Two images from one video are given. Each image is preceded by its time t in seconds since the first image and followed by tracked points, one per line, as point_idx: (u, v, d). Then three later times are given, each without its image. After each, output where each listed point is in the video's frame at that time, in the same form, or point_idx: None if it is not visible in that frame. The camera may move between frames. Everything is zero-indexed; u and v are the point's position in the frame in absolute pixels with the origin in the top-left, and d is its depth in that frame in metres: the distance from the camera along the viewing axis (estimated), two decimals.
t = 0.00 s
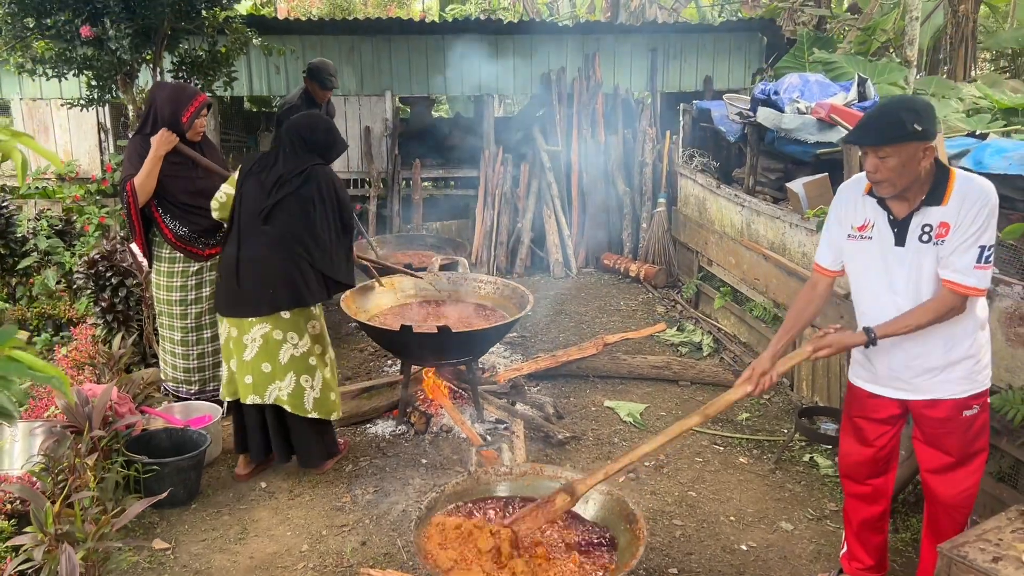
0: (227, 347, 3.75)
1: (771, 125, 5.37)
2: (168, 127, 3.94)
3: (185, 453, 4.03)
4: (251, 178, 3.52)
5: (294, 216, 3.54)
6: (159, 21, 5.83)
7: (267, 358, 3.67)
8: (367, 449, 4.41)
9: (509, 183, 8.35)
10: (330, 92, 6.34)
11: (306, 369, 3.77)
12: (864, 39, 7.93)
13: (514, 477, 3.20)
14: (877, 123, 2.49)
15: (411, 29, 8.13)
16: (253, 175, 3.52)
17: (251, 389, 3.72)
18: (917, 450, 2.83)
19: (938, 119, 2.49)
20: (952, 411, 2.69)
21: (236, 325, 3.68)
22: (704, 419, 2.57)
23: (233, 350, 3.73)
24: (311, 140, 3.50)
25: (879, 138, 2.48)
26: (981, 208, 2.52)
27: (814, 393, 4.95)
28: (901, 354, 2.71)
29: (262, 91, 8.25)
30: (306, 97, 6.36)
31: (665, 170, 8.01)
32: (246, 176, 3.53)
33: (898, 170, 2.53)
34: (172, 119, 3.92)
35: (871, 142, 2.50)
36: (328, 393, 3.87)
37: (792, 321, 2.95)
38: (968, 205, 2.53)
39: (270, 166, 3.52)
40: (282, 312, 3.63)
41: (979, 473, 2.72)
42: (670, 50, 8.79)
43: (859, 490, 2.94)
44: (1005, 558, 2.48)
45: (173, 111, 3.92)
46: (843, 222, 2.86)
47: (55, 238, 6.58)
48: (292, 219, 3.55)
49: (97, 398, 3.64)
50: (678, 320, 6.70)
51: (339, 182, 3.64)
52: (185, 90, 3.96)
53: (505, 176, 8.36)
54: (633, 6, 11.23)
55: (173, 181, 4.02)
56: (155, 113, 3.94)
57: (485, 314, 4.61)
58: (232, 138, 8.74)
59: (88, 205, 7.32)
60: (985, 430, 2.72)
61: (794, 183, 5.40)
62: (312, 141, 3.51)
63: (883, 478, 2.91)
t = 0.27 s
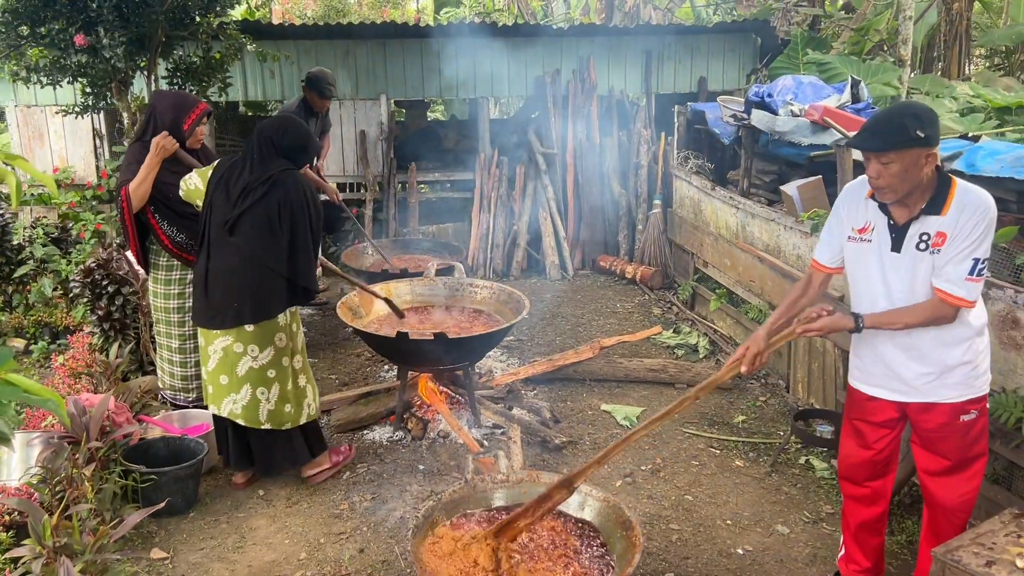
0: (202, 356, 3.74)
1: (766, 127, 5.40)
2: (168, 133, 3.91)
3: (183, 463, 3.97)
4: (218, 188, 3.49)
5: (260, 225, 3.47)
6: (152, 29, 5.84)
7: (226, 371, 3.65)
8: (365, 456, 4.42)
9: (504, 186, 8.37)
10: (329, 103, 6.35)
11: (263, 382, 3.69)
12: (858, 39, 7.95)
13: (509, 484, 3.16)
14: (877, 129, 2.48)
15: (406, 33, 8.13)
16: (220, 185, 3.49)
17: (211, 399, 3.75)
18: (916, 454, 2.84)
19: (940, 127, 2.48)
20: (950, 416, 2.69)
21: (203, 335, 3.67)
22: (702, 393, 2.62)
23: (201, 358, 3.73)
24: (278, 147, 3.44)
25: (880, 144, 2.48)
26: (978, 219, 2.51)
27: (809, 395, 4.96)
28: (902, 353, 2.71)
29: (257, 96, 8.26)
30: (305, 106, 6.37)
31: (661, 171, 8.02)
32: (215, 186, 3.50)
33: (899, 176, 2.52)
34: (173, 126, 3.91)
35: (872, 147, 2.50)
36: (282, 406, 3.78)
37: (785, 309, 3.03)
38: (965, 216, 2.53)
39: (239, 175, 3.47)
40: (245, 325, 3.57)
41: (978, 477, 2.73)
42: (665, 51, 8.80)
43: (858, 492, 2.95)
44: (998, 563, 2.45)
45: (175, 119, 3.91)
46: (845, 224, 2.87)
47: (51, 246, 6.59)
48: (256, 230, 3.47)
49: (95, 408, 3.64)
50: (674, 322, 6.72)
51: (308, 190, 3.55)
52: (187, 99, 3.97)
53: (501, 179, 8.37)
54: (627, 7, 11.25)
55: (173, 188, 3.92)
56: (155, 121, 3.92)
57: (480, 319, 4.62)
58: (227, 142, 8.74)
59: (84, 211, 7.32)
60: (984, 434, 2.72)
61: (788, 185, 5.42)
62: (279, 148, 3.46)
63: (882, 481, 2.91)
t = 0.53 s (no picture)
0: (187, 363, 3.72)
1: (760, 129, 5.42)
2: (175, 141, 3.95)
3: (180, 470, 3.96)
4: (216, 196, 3.46)
5: (244, 236, 3.37)
6: (147, 36, 5.85)
7: (208, 378, 3.59)
8: (362, 462, 4.43)
9: (501, 188, 8.38)
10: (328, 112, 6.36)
11: (243, 387, 3.66)
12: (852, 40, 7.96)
13: (507, 490, 3.18)
14: (888, 122, 2.48)
15: (402, 37, 8.14)
16: (219, 192, 3.46)
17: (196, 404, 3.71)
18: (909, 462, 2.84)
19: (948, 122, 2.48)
20: (939, 423, 2.69)
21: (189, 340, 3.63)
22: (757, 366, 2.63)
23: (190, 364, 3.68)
24: (277, 160, 3.36)
25: (889, 136, 2.48)
26: (991, 215, 2.50)
27: (806, 396, 4.98)
28: (890, 353, 2.74)
29: (253, 100, 8.26)
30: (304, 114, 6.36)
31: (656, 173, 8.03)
32: (216, 192, 3.48)
33: (909, 169, 2.52)
34: (180, 135, 3.96)
35: (883, 140, 2.49)
36: (264, 412, 3.72)
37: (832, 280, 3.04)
38: (978, 212, 2.53)
39: (238, 184, 3.43)
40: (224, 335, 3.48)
41: (967, 487, 2.73)
42: (660, 53, 8.81)
43: (853, 497, 2.96)
44: (992, 565, 2.44)
45: (182, 127, 3.95)
46: (856, 221, 2.89)
47: (48, 253, 6.60)
48: (242, 241, 3.37)
49: (93, 416, 3.64)
50: (671, 324, 6.73)
51: (303, 207, 3.41)
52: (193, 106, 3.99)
53: (497, 181, 8.39)
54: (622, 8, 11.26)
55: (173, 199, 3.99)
56: (162, 128, 3.95)
57: (477, 324, 4.63)
58: (223, 146, 8.74)
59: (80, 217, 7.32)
60: (972, 444, 2.72)
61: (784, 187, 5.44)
62: (278, 160, 3.37)
63: (876, 486, 2.93)
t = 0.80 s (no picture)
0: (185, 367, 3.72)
1: (756, 131, 5.42)
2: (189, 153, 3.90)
3: (178, 476, 3.95)
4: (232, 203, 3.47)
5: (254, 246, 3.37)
6: (142, 41, 5.84)
7: (206, 383, 3.59)
8: (360, 466, 4.43)
9: (497, 190, 8.41)
10: (322, 113, 6.35)
11: (238, 402, 3.59)
12: (847, 40, 7.98)
13: (505, 494, 3.17)
14: (899, 120, 2.47)
15: (398, 39, 8.14)
16: (235, 200, 3.48)
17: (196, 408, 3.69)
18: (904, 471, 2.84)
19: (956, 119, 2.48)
20: (932, 429, 2.69)
21: (189, 345, 3.64)
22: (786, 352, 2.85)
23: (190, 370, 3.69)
24: (297, 174, 3.38)
25: (901, 133, 2.46)
26: (998, 210, 2.51)
27: (803, 397, 4.99)
28: (891, 354, 2.75)
29: (249, 104, 8.26)
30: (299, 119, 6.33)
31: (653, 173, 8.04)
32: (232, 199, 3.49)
33: (918, 166, 2.52)
34: (193, 145, 3.89)
35: (892, 137, 2.49)
36: (257, 431, 3.65)
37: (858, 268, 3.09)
38: (984, 207, 2.53)
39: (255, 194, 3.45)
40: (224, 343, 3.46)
41: (959, 493, 2.73)
42: (656, 54, 8.83)
43: (850, 504, 2.97)
44: (989, 566, 2.45)
45: (196, 137, 3.89)
46: (863, 222, 2.90)
47: (44, 258, 6.60)
48: (252, 251, 3.37)
49: (90, 422, 3.64)
50: (668, 325, 6.74)
51: (316, 223, 3.41)
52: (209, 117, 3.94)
53: (494, 183, 8.41)
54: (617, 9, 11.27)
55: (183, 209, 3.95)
56: (174, 136, 3.87)
57: (474, 327, 4.63)
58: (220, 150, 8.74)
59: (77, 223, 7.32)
60: (965, 450, 2.72)
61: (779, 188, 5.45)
62: (297, 175, 3.39)
63: (873, 493, 2.93)
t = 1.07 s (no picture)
0: (192, 371, 3.71)
1: (751, 128, 5.43)
2: (201, 163, 3.89)
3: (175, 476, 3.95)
4: (247, 207, 3.47)
5: (271, 252, 3.39)
6: (137, 42, 5.83)
7: (219, 389, 3.57)
8: (358, 465, 4.44)
9: (494, 189, 8.41)
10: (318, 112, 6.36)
11: (251, 407, 3.59)
12: (842, 37, 7.98)
13: (502, 493, 3.18)
14: (891, 117, 2.50)
15: (394, 39, 8.15)
16: (250, 203, 3.48)
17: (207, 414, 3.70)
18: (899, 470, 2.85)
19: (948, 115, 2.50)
20: (928, 426, 2.70)
21: (200, 350, 3.62)
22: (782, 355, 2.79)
23: (198, 372, 3.67)
24: (313, 182, 3.39)
25: (893, 131, 2.48)
26: (988, 206, 2.51)
27: (800, 394, 5.00)
28: (886, 353, 2.76)
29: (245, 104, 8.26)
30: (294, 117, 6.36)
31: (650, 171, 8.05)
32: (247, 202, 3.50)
33: (910, 164, 2.53)
34: (204, 155, 3.88)
35: (884, 135, 2.51)
36: (269, 432, 3.67)
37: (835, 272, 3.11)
38: (975, 204, 2.53)
39: (268, 197, 3.45)
40: (238, 345, 3.47)
41: (955, 489, 2.74)
42: (651, 52, 8.84)
43: (845, 502, 2.98)
44: (983, 562, 2.46)
45: (208, 148, 3.87)
46: (856, 217, 2.93)
47: (41, 260, 6.60)
48: (269, 254, 3.39)
49: (88, 423, 3.64)
50: (665, 323, 6.76)
51: (331, 230, 3.43)
52: (218, 124, 3.91)
53: (490, 182, 8.41)
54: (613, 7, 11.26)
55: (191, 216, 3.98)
56: (186, 146, 3.86)
57: (471, 326, 4.64)
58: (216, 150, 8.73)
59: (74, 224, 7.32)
60: (960, 448, 2.73)
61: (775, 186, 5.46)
62: (312, 182, 3.40)
63: (868, 492, 2.94)
